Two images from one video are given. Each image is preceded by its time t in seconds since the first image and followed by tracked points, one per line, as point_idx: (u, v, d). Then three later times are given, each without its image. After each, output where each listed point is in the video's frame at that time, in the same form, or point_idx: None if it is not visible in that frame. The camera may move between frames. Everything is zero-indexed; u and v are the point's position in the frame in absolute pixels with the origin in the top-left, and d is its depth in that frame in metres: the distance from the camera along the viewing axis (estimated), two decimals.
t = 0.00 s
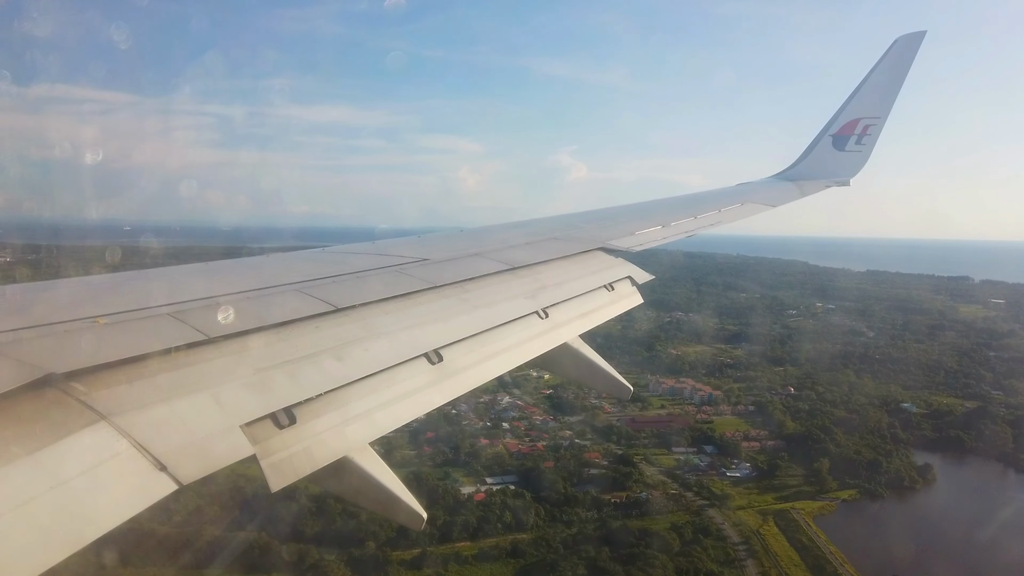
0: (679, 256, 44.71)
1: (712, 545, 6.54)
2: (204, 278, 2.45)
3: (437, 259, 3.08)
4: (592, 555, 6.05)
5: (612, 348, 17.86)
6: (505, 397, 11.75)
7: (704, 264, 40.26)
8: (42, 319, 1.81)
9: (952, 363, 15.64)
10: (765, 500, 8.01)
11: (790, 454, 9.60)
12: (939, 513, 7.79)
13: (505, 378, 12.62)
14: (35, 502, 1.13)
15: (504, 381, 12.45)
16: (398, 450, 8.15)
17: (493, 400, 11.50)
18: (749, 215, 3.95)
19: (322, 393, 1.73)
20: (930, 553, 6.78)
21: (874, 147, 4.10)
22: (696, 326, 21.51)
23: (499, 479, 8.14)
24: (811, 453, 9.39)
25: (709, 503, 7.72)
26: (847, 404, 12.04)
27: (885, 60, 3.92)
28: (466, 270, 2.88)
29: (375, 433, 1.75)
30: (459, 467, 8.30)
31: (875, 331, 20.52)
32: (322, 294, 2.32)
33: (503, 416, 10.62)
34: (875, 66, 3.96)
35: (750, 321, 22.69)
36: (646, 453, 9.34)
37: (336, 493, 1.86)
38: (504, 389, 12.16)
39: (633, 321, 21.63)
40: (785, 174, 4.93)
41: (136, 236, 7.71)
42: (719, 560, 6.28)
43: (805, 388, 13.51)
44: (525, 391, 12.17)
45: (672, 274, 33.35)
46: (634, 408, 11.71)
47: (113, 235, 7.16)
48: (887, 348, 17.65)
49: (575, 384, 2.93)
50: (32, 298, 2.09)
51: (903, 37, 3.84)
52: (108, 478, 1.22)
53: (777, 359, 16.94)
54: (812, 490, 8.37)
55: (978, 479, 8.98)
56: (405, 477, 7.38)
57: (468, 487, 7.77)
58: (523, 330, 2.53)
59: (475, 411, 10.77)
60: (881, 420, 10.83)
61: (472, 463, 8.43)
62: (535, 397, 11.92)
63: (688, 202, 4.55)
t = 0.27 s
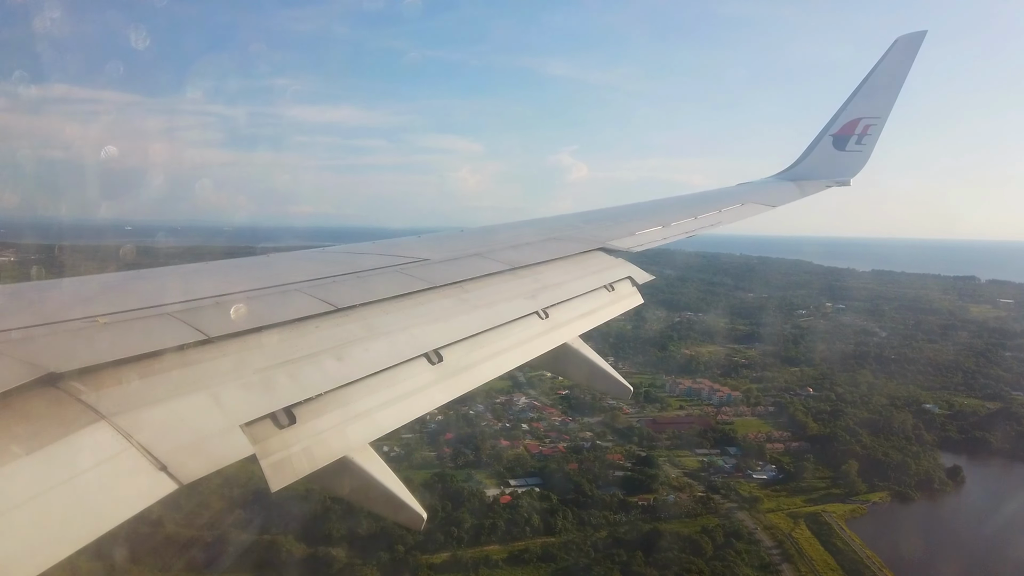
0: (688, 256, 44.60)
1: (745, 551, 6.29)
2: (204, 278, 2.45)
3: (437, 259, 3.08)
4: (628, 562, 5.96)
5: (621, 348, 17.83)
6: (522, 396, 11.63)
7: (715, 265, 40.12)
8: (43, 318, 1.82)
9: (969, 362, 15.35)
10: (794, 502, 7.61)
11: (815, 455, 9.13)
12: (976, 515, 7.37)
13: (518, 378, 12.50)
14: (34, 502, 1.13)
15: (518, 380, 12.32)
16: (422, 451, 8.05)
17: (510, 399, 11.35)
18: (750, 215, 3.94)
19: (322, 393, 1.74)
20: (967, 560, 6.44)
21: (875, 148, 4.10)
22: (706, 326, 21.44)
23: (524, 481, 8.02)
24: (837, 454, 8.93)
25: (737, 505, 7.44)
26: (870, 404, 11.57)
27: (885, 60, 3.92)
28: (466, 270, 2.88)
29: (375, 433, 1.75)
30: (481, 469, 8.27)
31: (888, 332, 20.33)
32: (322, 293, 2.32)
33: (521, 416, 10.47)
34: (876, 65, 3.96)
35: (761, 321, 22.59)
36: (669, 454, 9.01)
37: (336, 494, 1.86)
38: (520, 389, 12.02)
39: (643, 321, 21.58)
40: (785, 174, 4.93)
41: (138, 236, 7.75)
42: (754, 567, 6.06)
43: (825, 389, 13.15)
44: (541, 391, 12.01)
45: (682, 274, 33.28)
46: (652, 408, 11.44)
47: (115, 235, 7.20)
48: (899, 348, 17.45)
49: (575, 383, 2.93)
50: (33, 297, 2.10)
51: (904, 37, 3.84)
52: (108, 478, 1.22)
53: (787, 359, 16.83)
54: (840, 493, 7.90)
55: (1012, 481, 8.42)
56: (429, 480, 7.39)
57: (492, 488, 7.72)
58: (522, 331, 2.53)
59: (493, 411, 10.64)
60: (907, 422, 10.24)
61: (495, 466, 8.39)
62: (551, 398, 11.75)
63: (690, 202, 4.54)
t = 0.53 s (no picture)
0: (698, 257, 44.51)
1: (780, 554, 6.09)
2: (206, 277, 2.46)
3: (437, 258, 3.09)
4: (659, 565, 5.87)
5: (630, 349, 17.81)
6: (538, 397, 11.88)
7: (726, 266, 39.99)
8: (43, 316, 1.83)
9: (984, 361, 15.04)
10: (825, 505, 7.38)
11: (842, 456, 8.91)
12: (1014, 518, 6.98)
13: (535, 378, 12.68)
14: (33, 499, 1.14)
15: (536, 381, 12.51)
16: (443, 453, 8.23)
17: (528, 400, 11.49)
18: (750, 215, 3.94)
19: (322, 392, 1.74)
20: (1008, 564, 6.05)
21: (876, 148, 4.09)
22: (716, 327, 21.37)
23: (549, 483, 7.94)
24: (868, 458, 8.59)
25: (767, 508, 7.30)
26: (892, 406, 11.21)
27: (886, 61, 3.92)
28: (467, 270, 2.88)
29: (375, 432, 1.75)
30: (505, 471, 8.30)
31: (901, 331, 20.09)
32: (322, 292, 2.32)
33: (540, 418, 10.55)
34: (877, 65, 3.95)
35: (772, 322, 22.48)
36: (694, 456, 8.95)
37: (336, 493, 1.86)
38: (538, 390, 12.15)
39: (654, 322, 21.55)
40: (786, 174, 4.92)
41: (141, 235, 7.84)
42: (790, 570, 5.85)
43: (845, 390, 12.83)
44: (560, 393, 12.09)
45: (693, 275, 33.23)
46: (672, 409, 11.43)
47: (118, 234, 7.27)
48: (912, 347, 17.24)
49: (575, 383, 2.93)
50: (33, 295, 2.12)
51: (904, 37, 3.84)
52: (107, 477, 1.22)
53: (798, 358, 16.69)
54: (870, 495, 7.65)
55: None
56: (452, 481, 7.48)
57: (517, 490, 7.67)
58: (522, 330, 2.53)
59: (512, 412, 10.75)
60: (930, 425, 9.87)
61: (518, 466, 8.41)
62: (569, 399, 11.88)
63: (692, 202, 4.54)
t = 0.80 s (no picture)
0: (709, 258, 44.36)
1: (815, 559, 5.93)
2: (206, 275, 2.46)
3: (437, 257, 3.09)
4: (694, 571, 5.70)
5: (642, 350, 17.75)
6: (555, 398, 12.01)
7: (736, 266, 39.80)
8: (42, 314, 1.83)
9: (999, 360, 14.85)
10: (857, 509, 7.21)
11: (869, 457, 8.71)
12: None
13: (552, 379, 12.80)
14: (34, 498, 1.14)
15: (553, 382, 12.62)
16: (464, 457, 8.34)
17: (546, 402, 11.56)
18: (749, 215, 3.94)
19: (322, 391, 1.74)
20: None
21: (876, 147, 4.09)
22: (728, 326, 21.25)
23: (573, 486, 7.89)
24: (896, 459, 8.36)
25: (798, 511, 7.16)
26: (917, 408, 10.93)
27: (886, 61, 3.92)
28: (467, 269, 2.88)
29: (374, 431, 1.75)
30: (529, 473, 8.29)
31: (914, 331, 19.85)
32: (322, 291, 2.32)
33: (559, 420, 10.56)
34: (877, 65, 3.95)
35: (784, 321, 22.33)
36: (718, 459, 8.85)
37: (336, 492, 1.87)
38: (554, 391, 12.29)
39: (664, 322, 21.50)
40: (786, 173, 4.92)
41: (142, 234, 7.89)
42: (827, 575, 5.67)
43: (867, 392, 12.43)
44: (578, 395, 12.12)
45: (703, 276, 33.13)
46: (691, 411, 11.37)
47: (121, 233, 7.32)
48: (923, 347, 17.07)
49: (574, 382, 2.94)
50: (32, 292, 2.13)
51: (904, 37, 3.83)
52: (108, 475, 1.23)
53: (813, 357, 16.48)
54: (902, 498, 7.46)
55: None
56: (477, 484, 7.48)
57: (543, 493, 7.62)
58: (522, 329, 2.53)
59: (531, 414, 10.80)
60: (956, 425, 9.74)
61: (541, 469, 8.39)
62: (585, 400, 11.87)
63: (693, 202, 4.54)
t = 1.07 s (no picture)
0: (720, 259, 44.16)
1: (852, 563, 5.73)
2: (206, 274, 2.46)
3: (437, 256, 3.08)
4: None
5: (654, 351, 17.71)
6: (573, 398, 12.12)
7: (747, 267, 39.59)
8: (41, 312, 1.84)
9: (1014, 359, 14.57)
10: (891, 512, 6.96)
11: (896, 459, 8.31)
12: None
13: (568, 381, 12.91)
14: (34, 496, 1.14)
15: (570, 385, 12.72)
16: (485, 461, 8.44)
17: (564, 404, 11.59)
18: (749, 214, 3.94)
19: (322, 390, 1.74)
20: None
21: (876, 146, 4.09)
22: (739, 327, 21.12)
23: (599, 489, 7.83)
24: (925, 462, 7.99)
25: (830, 514, 6.95)
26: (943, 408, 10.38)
27: (886, 60, 3.91)
28: (467, 268, 2.88)
29: (374, 430, 1.75)
30: (553, 475, 8.25)
31: (927, 331, 19.55)
32: (321, 290, 2.32)
33: (579, 420, 10.53)
34: (878, 65, 3.95)
35: (795, 322, 22.15)
36: (742, 460, 8.56)
37: (336, 491, 1.86)
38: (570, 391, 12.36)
39: (676, 323, 21.43)
40: (786, 173, 4.92)
41: (145, 235, 7.96)
42: None
43: (888, 392, 11.92)
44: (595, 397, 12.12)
45: (714, 277, 33.00)
46: (711, 412, 11.19)
47: (122, 233, 7.38)
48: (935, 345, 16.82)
49: (574, 381, 2.94)
50: (32, 290, 2.14)
51: (904, 37, 3.84)
52: (107, 473, 1.23)
53: (828, 356, 16.23)
54: (933, 501, 7.17)
55: None
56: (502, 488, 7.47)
57: (569, 496, 7.57)
58: (522, 328, 2.53)
59: (549, 416, 10.81)
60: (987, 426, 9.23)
61: (565, 471, 8.36)
62: (603, 401, 11.76)
63: (694, 201, 4.53)
